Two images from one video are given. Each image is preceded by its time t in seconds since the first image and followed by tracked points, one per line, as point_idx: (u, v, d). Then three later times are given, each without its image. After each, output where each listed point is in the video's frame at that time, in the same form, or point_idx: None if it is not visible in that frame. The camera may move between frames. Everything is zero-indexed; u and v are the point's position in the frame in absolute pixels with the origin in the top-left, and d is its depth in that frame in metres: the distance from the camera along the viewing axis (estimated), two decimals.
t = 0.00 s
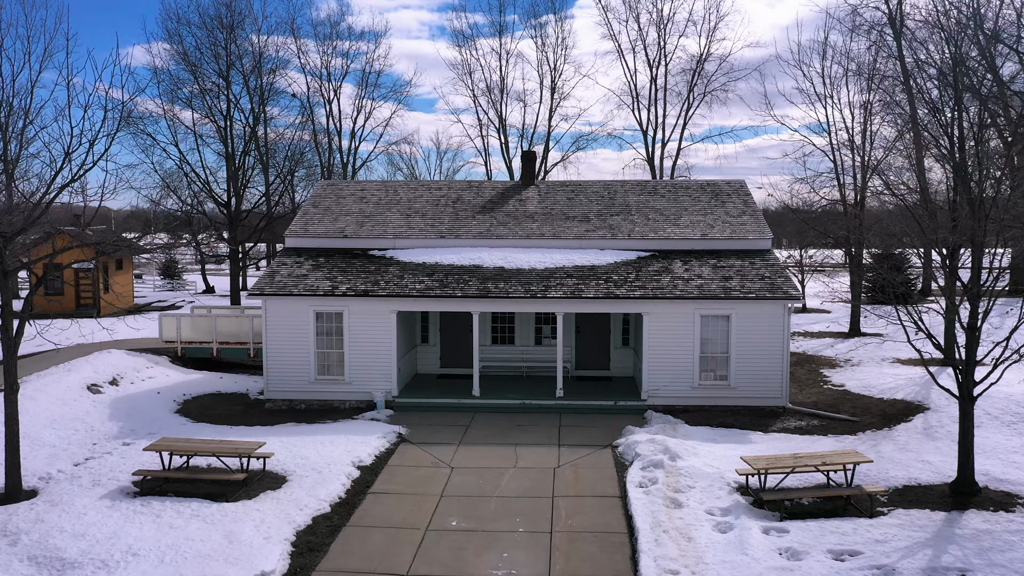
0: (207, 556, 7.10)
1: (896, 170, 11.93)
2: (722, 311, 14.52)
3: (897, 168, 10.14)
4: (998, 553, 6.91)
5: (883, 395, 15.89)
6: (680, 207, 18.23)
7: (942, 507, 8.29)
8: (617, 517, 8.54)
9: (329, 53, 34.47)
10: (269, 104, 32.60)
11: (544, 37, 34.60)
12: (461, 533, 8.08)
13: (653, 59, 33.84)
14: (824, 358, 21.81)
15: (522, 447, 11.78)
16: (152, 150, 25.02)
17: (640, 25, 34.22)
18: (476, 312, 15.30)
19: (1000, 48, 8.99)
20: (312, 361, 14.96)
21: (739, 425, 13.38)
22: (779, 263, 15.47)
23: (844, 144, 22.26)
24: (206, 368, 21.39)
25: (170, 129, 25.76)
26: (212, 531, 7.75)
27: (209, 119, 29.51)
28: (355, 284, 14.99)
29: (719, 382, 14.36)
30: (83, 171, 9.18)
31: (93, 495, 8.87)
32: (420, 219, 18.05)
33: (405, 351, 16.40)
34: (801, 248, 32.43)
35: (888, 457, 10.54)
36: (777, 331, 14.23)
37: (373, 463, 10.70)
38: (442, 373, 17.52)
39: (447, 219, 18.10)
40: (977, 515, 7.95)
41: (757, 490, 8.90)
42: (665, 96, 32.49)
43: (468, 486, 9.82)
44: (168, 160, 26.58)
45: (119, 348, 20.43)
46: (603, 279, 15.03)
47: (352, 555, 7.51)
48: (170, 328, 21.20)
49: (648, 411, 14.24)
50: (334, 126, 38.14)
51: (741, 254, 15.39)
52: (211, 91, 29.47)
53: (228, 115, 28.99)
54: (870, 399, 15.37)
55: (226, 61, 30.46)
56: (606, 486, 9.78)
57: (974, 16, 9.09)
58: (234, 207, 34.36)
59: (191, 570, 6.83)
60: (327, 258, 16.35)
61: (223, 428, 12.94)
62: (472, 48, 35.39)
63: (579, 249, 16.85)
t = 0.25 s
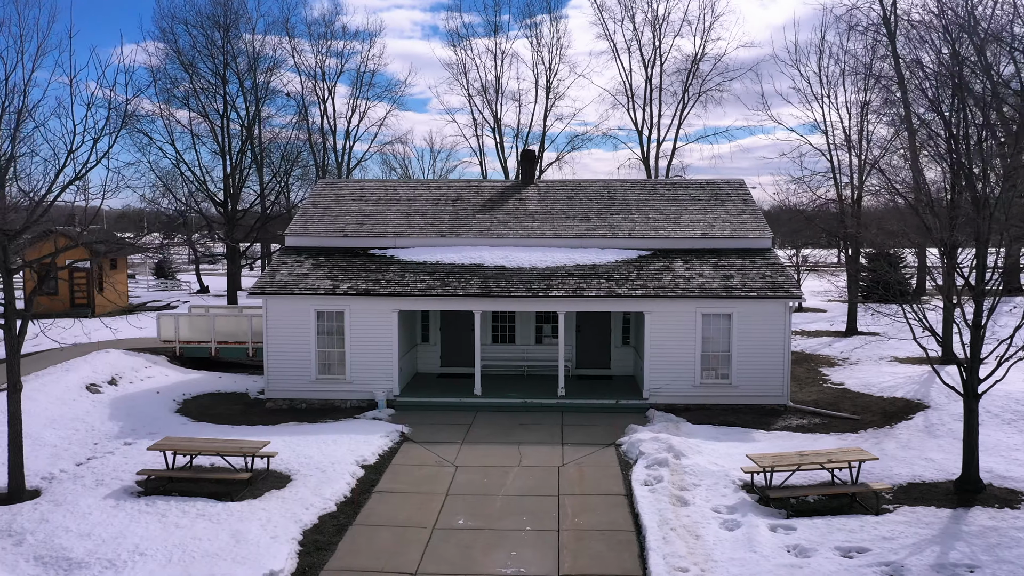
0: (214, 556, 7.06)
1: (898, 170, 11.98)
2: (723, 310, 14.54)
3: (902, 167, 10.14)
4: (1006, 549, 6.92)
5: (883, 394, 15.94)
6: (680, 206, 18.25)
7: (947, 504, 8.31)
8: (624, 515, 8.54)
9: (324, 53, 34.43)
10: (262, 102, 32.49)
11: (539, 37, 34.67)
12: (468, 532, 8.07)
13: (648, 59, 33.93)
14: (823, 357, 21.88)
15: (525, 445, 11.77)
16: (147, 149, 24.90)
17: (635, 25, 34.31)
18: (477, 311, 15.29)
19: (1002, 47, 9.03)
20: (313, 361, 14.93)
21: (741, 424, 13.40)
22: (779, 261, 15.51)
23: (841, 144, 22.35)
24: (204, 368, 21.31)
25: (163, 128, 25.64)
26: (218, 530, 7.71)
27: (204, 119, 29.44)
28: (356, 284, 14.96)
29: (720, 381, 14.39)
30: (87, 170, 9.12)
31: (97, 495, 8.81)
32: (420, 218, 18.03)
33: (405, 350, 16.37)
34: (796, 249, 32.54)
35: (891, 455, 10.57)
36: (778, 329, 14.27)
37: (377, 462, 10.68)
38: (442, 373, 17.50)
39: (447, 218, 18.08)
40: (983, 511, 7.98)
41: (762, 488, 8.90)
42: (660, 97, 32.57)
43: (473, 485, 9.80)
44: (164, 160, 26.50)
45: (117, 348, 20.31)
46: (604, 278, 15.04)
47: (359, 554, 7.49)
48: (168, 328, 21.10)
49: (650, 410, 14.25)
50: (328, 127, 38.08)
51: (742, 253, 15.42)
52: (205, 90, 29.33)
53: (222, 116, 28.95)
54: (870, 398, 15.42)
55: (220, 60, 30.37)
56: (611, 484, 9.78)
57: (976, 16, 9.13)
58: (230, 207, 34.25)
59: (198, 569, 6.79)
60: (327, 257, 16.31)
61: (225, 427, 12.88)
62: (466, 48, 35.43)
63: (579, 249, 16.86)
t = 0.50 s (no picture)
0: (221, 556, 7.01)
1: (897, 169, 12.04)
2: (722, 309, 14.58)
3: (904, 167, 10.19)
4: (1011, 546, 6.96)
5: (880, 392, 16.02)
6: (677, 205, 18.29)
7: (951, 501, 8.35)
8: (629, 514, 8.54)
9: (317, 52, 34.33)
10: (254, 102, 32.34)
11: (532, 37, 34.69)
12: (474, 531, 8.05)
13: (640, 59, 34.01)
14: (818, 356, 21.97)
15: (527, 444, 11.76)
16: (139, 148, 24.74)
17: (627, 25, 34.39)
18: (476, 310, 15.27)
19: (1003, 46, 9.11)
20: (312, 360, 14.86)
21: (741, 422, 13.44)
22: (777, 260, 15.56)
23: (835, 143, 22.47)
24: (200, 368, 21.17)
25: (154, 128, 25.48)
26: (223, 530, 7.66)
27: (195, 118, 29.30)
28: (355, 283, 14.91)
29: (719, 379, 14.43)
30: (86, 169, 9.05)
31: (99, 496, 8.73)
32: (418, 217, 17.99)
33: (404, 349, 16.32)
34: (790, 248, 32.67)
35: (892, 452, 10.63)
36: (777, 328, 14.32)
37: (379, 461, 10.64)
38: (440, 372, 17.46)
39: (445, 217, 18.04)
40: (986, 508, 8.02)
41: (767, 485, 8.92)
42: (652, 97, 32.65)
43: (477, 484, 9.78)
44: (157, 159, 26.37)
45: (111, 348, 20.14)
46: (604, 277, 15.04)
47: (366, 554, 7.45)
48: (163, 328, 20.95)
49: (649, 409, 14.27)
50: (320, 127, 37.95)
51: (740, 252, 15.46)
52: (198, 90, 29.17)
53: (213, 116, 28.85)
54: (868, 396, 15.50)
55: (211, 59, 30.21)
56: (615, 483, 9.79)
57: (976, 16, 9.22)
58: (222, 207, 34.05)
59: (204, 569, 6.73)
60: (325, 257, 16.24)
61: (224, 427, 12.80)
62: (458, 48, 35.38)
63: (578, 248, 16.86)
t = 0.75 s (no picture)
0: (227, 556, 6.96)
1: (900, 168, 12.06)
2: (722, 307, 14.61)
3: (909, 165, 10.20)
4: (1017, 542, 7.00)
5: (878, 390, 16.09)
6: (675, 204, 18.32)
7: (955, 498, 8.38)
8: (634, 512, 8.54)
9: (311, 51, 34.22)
10: (246, 100, 32.13)
11: (525, 36, 34.67)
12: (480, 530, 8.03)
13: (633, 60, 34.13)
14: (815, 355, 22.07)
15: (529, 443, 11.75)
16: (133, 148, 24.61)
17: (621, 25, 34.47)
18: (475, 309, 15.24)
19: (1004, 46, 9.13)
20: (311, 360, 14.81)
21: (741, 421, 13.48)
22: (776, 259, 15.62)
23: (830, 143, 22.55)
24: (196, 368, 21.06)
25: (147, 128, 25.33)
26: (228, 531, 7.62)
27: (189, 118, 29.15)
28: (354, 282, 14.86)
29: (719, 378, 14.46)
30: (87, 167, 9.07)
31: (101, 496, 8.66)
32: (417, 217, 17.95)
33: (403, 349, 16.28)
34: (784, 248, 32.75)
35: (893, 450, 10.68)
36: (777, 327, 14.35)
37: (382, 461, 10.60)
38: (439, 372, 17.44)
39: (444, 216, 18.00)
40: (989, 505, 8.07)
41: (771, 484, 8.94)
42: (646, 98, 32.78)
43: (480, 484, 9.77)
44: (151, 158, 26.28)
45: (107, 348, 20.00)
46: (604, 277, 15.04)
47: (372, 554, 7.43)
48: (159, 328, 20.82)
49: (650, 407, 14.29)
50: (312, 126, 37.82)
51: (739, 251, 15.49)
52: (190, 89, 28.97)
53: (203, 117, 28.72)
54: (866, 395, 15.56)
55: (204, 58, 30.04)
56: (618, 482, 9.79)
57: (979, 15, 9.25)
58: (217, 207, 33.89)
59: (211, 570, 6.69)
60: (323, 256, 16.17)
61: (224, 427, 12.73)
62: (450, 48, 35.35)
63: (577, 247, 16.86)
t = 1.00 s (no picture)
0: (235, 557, 6.91)
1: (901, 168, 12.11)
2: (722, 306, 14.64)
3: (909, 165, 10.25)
4: None
5: (876, 389, 16.16)
6: (674, 203, 18.33)
7: (959, 495, 8.42)
8: (640, 511, 8.53)
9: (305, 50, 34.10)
10: (239, 99, 31.94)
11: (519, 36, 34.64)
12: (487, 530, 8.00)
13: (626, 60, 34.24)
14: (811, 354, 22.14)
15: (532, 443, 11.73)
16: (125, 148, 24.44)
17: (614, 25, 34.50)
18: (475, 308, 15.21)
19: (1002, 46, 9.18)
20: (311, 360, 14.74)
21: (742, 419, 13.50)
22: (776, 258, 15.66)
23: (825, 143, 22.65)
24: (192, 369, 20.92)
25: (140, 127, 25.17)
26: (234, 531, 7.56)
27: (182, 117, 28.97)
28: (354, 281, 14.80)
29: (720, 377, 14.49)
30: (88, 165, 9.08)
31: (103, 497, 8.58)
32: (415, 216, 17.90)
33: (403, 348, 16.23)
34: (779, 247, 32.80)
35: (895, 448, 10.72)
36: (777, 325, 14.39)
37: (385, 461, 10.56)
38: (439, 371, 17.40)
39: (442, 215, 17.96)
40: (994, 502, 8.11)
41: (776, 482, 8.95)
42: (639, 98, 32.87)
43: (485, 483, 9.74)
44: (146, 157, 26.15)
45: (102, 348, 19.83)
46: (604, 276, 15.03)
47: (380, 554, 7.39)
48: (154, 328, 20.67)
49: (650, 406, 14.31)
50: (304, 126, 37.68)
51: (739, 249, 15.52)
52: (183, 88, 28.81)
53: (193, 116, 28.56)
54: (865, 393, 15.62)
55: (197, 57, 29.87)
56: (623, 480, 9.78)
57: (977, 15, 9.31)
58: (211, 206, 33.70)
59: (218, 570, 6.64)
60: (322, 255, 16.10)
61: (224, 427, 12.64)
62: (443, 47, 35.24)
63: (576, 246, 16.86)
